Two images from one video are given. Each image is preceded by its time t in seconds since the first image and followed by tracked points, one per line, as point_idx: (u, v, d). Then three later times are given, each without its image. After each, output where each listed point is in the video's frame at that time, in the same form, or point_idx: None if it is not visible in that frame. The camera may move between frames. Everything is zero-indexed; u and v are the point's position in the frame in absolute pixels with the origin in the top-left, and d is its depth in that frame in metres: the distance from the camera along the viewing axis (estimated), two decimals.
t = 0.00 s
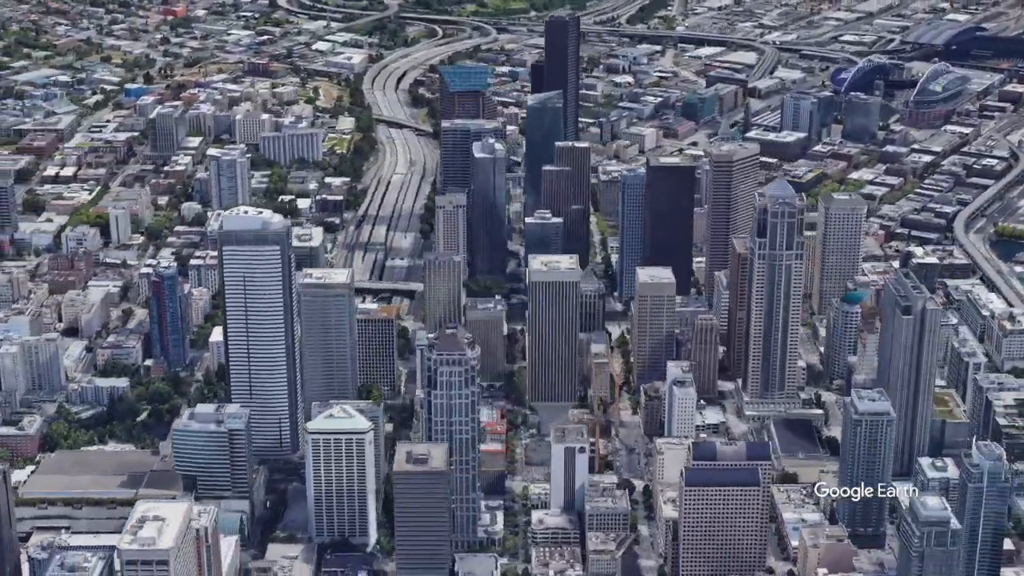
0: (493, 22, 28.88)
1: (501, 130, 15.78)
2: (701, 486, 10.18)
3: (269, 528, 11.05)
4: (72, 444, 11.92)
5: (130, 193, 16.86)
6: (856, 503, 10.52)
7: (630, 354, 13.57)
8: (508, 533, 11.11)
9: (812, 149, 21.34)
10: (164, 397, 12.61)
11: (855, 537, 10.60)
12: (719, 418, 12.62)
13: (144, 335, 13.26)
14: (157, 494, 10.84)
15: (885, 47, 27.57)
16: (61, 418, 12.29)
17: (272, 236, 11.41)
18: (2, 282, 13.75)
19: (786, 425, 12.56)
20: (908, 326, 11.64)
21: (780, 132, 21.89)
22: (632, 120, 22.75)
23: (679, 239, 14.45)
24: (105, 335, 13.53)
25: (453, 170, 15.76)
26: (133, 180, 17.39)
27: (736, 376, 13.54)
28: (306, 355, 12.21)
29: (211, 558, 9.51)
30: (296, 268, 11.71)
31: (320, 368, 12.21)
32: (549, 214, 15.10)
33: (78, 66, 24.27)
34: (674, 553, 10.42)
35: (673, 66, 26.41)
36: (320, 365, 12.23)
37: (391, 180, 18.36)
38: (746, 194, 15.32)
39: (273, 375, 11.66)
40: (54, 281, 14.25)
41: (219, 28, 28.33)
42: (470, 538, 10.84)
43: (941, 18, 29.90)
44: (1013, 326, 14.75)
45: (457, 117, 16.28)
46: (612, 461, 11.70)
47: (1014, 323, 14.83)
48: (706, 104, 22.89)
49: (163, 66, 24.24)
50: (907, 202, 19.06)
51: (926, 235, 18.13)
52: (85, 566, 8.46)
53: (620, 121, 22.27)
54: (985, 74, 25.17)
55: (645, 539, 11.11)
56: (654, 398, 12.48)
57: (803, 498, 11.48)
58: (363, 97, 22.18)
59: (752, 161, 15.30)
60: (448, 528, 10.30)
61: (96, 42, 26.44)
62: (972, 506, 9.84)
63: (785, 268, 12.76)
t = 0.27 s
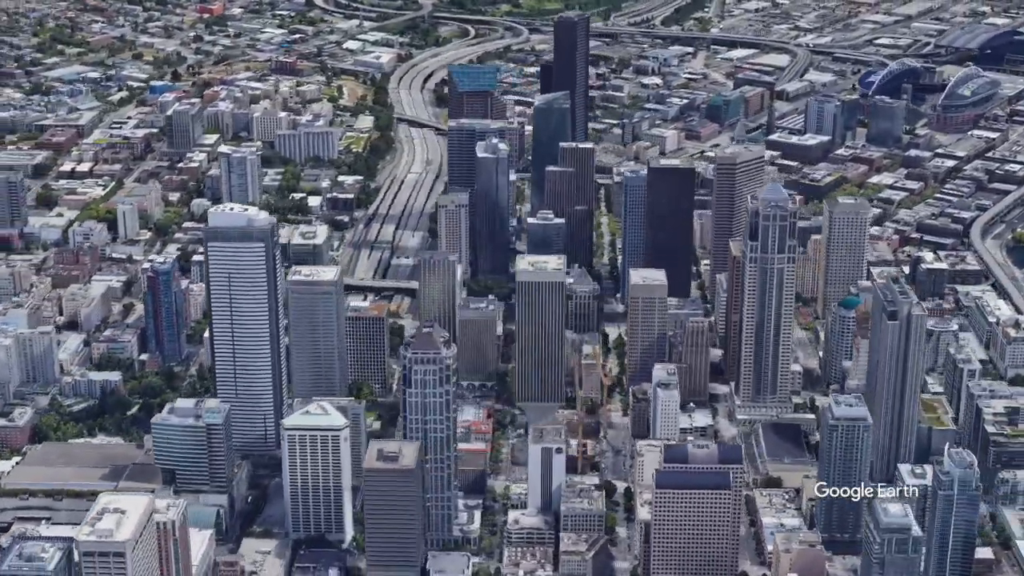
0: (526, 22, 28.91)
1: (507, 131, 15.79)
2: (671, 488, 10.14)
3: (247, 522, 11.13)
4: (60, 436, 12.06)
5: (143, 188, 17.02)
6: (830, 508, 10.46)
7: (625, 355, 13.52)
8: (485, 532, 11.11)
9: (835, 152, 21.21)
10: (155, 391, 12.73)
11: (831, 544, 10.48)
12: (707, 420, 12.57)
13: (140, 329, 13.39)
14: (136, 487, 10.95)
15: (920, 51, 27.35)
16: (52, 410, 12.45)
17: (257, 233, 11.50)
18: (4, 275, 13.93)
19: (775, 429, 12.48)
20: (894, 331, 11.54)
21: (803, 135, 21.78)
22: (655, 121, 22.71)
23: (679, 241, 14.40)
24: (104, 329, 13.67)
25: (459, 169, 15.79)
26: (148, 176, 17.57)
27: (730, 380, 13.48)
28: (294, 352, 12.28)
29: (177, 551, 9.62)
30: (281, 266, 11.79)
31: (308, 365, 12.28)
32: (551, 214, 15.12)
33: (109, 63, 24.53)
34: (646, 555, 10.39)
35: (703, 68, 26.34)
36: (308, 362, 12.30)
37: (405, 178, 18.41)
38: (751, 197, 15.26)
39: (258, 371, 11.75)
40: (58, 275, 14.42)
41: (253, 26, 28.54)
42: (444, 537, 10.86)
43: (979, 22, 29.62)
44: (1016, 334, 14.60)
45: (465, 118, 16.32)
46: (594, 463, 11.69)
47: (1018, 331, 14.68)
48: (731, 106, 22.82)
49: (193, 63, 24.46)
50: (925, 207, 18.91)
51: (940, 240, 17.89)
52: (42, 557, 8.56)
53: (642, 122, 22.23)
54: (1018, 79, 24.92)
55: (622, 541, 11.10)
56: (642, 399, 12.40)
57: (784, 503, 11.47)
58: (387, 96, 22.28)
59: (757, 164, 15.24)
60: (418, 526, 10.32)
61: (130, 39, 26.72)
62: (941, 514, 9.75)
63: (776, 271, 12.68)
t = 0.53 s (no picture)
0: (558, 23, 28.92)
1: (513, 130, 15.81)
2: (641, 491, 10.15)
3: (227, 517, 11.21)
4: (51, 428, 12.19)
5: (155, 184, 17.17)
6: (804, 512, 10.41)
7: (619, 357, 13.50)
8: (462, 532, 11.11)
9: (857, 156, 21.06)
10: (148, 386, 12.84)
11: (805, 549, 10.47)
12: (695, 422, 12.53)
13: (137, 324, 13.51)
14: (116, 481, 11.04)
15: (954, 55, 27.11)
16: (45, 403, 12.61)
17: (242, 230, 11.57)
18: (7, 269, 14.09)
19: (763, 434, 12.41)
20: (879, 337, 11.44)
21: (826, 138, 21.64)
22: (678, 122, 22.65)
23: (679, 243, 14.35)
24: (103, 323, 13.79)
25: (465, 169, 15.81)
26: (162, 172, 17.72)
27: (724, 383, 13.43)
28: (283, 349, 12.35)
29: (145, 543, 9.75)
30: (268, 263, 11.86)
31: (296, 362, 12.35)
32: (554, 214, 15.13)
33: (139, 60, 24.77)
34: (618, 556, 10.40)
35: (733, 71, 26.24)
36: (297, 358, 12.36)
37: (419, 177, 18.46)
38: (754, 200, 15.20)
39: (243, 367, 11.81)
40: (62, 269, 14.58)
41: (287, 25, 28.73)
42: (419, 535, 10.88)
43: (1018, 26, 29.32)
44: (1019, 341, 14.45)
45: (473, 117, 16.34)
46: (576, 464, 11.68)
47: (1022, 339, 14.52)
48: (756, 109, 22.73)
49: (222, 61, 24.65)
50: (943, 212, 18.74)
51: (956, 246, 17.71)
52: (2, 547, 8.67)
53: (665, 124, 22.18)
54: None
55: (599, 542, 11.08)
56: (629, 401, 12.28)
57: (766, 508, 11.40)
58: (411, 95, 22.36)
59: (761, 167, 15.18)
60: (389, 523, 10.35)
61: (163, 36, 26.96)
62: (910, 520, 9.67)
63: (768, 274, 12.66)
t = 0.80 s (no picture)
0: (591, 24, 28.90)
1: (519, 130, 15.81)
2: (611, 493, 10.12)
3: (207, 511, 11.29)
4: (42, 420, 12.33)
5: (168, 181, 17.32)
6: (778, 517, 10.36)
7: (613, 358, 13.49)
8: (439, 530, 11.12)
9: (879, 160, 20.90)
10: (141, 380, 12.96)
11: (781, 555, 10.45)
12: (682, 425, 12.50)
13: (134, 318, 13.65)
14: (97, 473, 11.14)
15: (989, 59, 26.84)
16: (39, 395, 12.76)
17: (228, 226, 11.65)
18: (11, 262, 14.27)
19: (751, 437, 12.37)
20: (864, 341, 11.35)
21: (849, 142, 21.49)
22: (702, 124, 22.57)
23: (678, 245, 14.33)
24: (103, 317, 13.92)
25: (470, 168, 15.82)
26: (176, 169, 17.88)
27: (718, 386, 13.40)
28: (272, 345, 12.41)
29: (116, 536, 9.84)
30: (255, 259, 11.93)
31: (285, 359, 12.41)
32: (556, 215, 15.11)
33: (170, 58, 25.00)
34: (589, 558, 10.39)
35: (762, 73, 26.12)
36: (286, 354, 12.42)
37: (434, 176, 18.49)
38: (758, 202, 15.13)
39: (229, 362, 11.89)
40: (67, 263, 14.74)
41: (321, 24, 28.89)
42: (396, 533, 10.92)
43: None
44: (1022, 349, 14.29)
45: (481, 117, 16.36)
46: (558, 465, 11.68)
47: None
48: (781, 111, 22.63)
49: (251, 59, 24.83)
50: (961, 217, 18.56)
51: (970, 252, 17.43)
52: None
53: (687, 126, 22.12)
54: None
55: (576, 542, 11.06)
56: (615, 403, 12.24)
57: (746, 513, 11.24)
58: (434, 95, 22.42)
59: (765, 169, 15.10)
60: (361, 520, 10.39)
61: (196, 34, 27.18)
62: (879, 528, 9.61)
63: (758, 278, 12.58)
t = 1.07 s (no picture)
0: (624, 25, 28.87)
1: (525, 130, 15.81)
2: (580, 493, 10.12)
3: (189, 505, 11.39)
4: (34, 412, 12.48)
5: (181, 177, 17.48)
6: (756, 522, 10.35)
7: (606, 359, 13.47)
8: (417, 529, 11.14)
9: (901, 163, 20.74)
10: (135, 374, 13.08)
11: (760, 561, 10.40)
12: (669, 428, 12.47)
13: (132, 313, 13.77)
14: (81, 466, 11.31)
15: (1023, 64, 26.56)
16: (34, 387, 12.91)
17: (215, 223, 11.72)
18: (15, 256, 14.45)
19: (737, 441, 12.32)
20: (846, 346, 11.28)
21: (871, 146, 21.34)
22: (725, 126, 22.49)
23: (677, 247, 14.28)
24: (103, 311, 14.07)
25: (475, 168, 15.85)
26: (191, 165, 18.03)
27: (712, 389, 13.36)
28: (262, 340, 12.48)
29: (88, 527, 9.98)
30: (242, 255, 11.99)
31: (275, 354, 12.47)
32: (558, 216, 15.11)
33: (200, 55, 25.22)
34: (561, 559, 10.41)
35: (792, 76, 25.99)
36: (276, 349, 12.48)
37: (448, 176, 18.54)
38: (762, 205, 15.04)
39: (216, 356, 11.99)
40: (72, 258, 14.91)
41: (354, 23, 29.05)
42: (372, 530, 10.95)
43: None
44: None
45: (489, 117, 16.37)
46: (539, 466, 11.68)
47: None
48: (805, 114, 22.52)
49: (280, 57, 24.99)
50: (978, 222, 18.39)
51: (985, 258, 17.30)
52: None
53: (709, 128, 22.06)
54: None
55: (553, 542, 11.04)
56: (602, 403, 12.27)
57: (726, 516, 11.20)
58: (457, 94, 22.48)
59: (769, 172, 15.02)
60: (332, 516, 10.42)
61: (229, 32, 27.39)
62: (845, 534, 9.55)
63: (748, 281, 12.52)
